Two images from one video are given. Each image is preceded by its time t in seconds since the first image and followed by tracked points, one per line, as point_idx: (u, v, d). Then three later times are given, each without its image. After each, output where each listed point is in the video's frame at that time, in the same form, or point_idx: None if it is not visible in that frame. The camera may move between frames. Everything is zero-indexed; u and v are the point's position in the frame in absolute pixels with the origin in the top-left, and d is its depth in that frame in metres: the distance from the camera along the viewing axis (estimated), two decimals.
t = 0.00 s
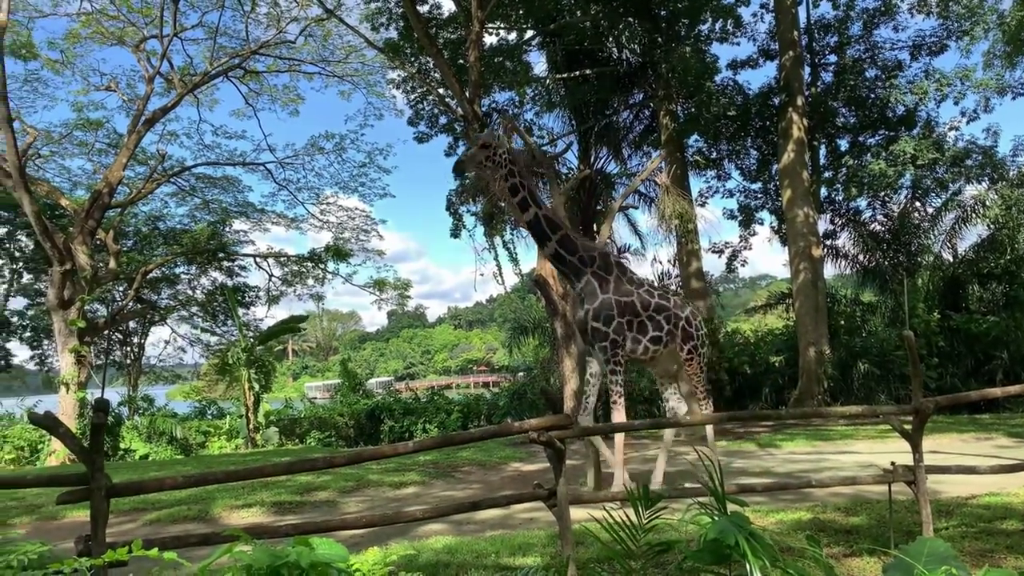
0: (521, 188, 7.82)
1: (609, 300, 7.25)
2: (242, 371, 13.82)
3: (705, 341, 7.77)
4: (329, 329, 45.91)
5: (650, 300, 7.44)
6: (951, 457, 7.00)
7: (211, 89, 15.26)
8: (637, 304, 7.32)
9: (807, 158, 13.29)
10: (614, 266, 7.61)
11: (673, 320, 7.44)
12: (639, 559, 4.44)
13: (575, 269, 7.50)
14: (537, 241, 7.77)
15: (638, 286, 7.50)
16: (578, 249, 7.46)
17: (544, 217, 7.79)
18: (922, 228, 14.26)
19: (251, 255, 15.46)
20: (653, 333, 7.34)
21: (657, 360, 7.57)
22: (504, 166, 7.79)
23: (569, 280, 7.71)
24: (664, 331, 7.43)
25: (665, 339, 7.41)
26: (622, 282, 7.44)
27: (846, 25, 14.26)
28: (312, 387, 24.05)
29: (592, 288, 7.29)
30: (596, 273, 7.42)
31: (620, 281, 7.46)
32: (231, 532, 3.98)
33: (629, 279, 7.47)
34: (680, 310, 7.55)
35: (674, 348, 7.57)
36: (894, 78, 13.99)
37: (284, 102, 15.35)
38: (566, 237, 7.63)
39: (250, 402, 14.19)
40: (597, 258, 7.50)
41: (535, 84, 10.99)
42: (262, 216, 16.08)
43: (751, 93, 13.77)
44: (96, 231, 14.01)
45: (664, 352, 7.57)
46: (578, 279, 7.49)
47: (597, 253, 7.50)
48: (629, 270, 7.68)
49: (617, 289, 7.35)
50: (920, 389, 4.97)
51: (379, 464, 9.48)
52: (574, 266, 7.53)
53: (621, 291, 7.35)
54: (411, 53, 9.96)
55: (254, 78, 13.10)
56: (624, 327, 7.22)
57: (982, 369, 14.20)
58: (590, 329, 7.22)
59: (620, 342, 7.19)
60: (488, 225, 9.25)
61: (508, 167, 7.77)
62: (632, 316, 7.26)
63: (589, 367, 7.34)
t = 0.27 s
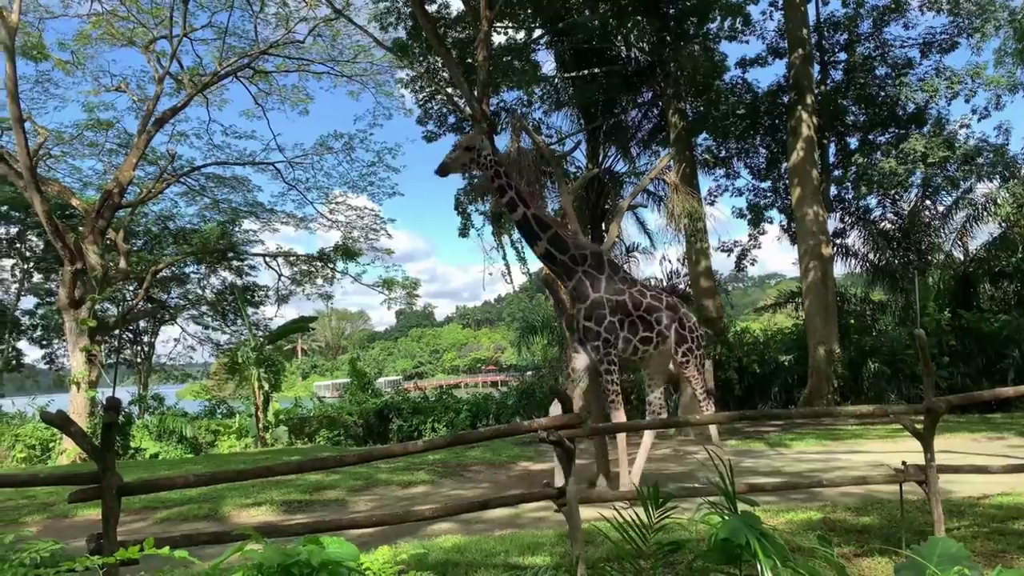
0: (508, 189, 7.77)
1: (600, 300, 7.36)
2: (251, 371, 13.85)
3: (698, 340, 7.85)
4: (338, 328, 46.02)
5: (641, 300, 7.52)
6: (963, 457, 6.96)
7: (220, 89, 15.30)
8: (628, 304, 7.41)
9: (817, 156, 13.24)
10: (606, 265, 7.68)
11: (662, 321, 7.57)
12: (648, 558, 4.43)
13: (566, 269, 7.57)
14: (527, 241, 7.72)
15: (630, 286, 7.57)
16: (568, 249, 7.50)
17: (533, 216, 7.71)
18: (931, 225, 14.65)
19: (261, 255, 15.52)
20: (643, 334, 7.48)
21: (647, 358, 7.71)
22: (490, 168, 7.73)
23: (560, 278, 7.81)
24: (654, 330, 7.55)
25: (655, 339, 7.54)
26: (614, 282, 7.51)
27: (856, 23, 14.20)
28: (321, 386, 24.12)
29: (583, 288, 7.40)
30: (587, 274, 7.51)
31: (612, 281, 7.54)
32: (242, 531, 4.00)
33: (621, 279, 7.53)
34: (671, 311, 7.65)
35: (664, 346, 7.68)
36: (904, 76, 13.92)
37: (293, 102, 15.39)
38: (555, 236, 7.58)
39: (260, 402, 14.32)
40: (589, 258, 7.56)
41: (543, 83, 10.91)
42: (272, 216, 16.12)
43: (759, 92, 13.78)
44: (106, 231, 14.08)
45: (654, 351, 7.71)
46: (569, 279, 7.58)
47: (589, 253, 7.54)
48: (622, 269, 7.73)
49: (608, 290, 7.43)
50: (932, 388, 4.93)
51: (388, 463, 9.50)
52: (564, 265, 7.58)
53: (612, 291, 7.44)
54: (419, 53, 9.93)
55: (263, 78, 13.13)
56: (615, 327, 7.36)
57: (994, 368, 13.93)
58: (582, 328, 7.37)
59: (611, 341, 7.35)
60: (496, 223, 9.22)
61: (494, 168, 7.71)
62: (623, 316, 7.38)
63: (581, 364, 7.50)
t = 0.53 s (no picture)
0: (491, 189, 7.55)
1: (582, 304, 6.90)
2: (263, 370, 13.98)
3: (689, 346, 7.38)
4: (349, 328, 46.17)
5: (626, 304, 7.07)
6: (978, 458, 6.90)
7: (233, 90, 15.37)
8: (612, 308, 6.96)
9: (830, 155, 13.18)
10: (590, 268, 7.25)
11: (649, 325, 7.10)
12: (661, 559, 4.42)
13: (547, 272, 7.20)
14: (508, 243, 7.50)
15: (614, 289, 7.11)
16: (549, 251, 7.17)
17: (515, 218, 7.50)
18: (946, 224, 14.56)
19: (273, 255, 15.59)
20: (628, 338, 7.01)
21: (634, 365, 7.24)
22: (475, 166, 7.54)
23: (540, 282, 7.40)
24: (639, 336, 7.08)
25: (641, 344, 7.09)
26: (598, 284, 7.05)
27: (869, 21, 14.11)
28: (333, 385, 24.20)
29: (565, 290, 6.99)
30: (569, 275, 7.11)
31: (595, 284, 7.09)
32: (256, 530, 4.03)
33: (605, 281, 7.07)
34: (658, 315, 7.21)
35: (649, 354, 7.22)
36: (917, 74, 13.83)
37: (304, 103, 15.45)
38: (537, 238, 7.33)
39: (272, 402, 14.46)
40: (571, 260, 7.18)
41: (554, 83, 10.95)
42: (283, 216, 16.18)
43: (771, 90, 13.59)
44: (119, 231, 14.17)
45: (640, 356, 7.27)
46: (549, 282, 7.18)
47: (571, 255, 7.19)
48: (606, 271, 7.33)
49: (591, 293, 6.99)
50: (948, 389, 4.88)
51: (400, 463, 9.51)
52: (544, 268, 7.23)
53: (596, 295, 6.99)
54: (430, 53, 9.95)
55: (275, 79, 13.18)
56: (600, 331, 6.84)
57: (1009, 369, 13.81)
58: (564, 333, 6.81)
59: (597, 346, 6.82)
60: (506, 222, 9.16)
61: (481, 166, 7.54)
62: (606, 320, 6.92)
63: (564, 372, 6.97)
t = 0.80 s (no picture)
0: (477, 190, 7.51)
1: (568, 307, 6.88)
2: (276, 369, 13.98)
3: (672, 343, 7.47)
4: (360, 327, 46.29)
5: (609, 304, 7.09)
6: (994, 459, 6.84)
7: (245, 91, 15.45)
8: (597, 309, 6.97)
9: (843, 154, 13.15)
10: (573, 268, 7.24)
11: (633, 324, 7.16)
12: (674, 559, 4.40)
13: (531, 275, 7.16)
14: (491, 244, 7.45)
15: (598, 289, 7.14)
16: (535, 254, 7.13)
17: (499, 219, 7.46)
18: (960, 224, 14.45)
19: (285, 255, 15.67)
20: (614, 339, 7.04)
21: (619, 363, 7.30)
22: (463, 165, 7.50)
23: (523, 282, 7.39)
24: (622, 335, 7.12)
25: (626, 343, 7.14)
26: (583, 285, 7.05)
27: (883, 18, 14.01)
28: (344, 384, 24.27)
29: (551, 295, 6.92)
30: (554, 277, 7.07)
31: (579, 285, 7.07)
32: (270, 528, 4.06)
33: (589, 281, 7.09)
34: (641, 314, 7.26)
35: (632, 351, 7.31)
36: (932, 71, 13.72)
37: (316, 103, 15.51)
38: (521, 240, 7.28)
39: (284, 401, 14.56)
40: (555, 262, 7.16)
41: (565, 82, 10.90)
42: (296, 216, 16.24)
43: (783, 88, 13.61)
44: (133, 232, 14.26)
45: (625, 354, 7.33)
46: (533, 284, 7.14)
47: (555, 257, 7.16)
48: (589, 271, 7.34)
49: (576, 295, 6.97)
50: (963, 389, 4.83)
51: (411, 462, 9.53)
52: (529, 270, 7.19)
53: (581, 296, 6.98)
54: (441, 53, 9.97)
55: (287, 79, 13.24)
56: (587, 333, 6.85)
57: None
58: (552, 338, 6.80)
59: (585, 348, 6.84)
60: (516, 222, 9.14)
61: (470, 166, 7.51)
62: (593, 321, 6.92)
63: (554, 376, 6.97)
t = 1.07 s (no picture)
0: (465, 192, 7.72)
1: (558, 305, 6.89)
2: (293, 369, 14.11)
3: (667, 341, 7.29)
4: (376, 327, 46.43)
5: (603, 303, 7.02)
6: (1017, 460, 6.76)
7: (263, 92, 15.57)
8: (589, 307, 6.92)
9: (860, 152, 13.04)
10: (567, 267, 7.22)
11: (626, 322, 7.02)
12: (693, 559, 4.37)
13: (523, 274, 7.19)
14: (482, 244, 7.55)
15: (591, 286, 7.08)
16: (525, 252, 7.18)
17: (489, 219, 7.58)
18: (981, 222, 14.20)
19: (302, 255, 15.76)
20: (606, 337, 6.95)
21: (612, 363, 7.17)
22: (449, 167, 7.72)
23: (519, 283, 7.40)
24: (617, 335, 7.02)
25: (619, 342, 7.01)
26: (575, 284, 7.01)
27: (902, 15, 13.89)
28: (360, 383, 24.35)
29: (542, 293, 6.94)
30: (545, 276, 7.10)
31: (571, 283, 7.05)
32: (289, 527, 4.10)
33: (582, 279, 7.07)
34: (635, 311, 7.14)
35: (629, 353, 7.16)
36: (951, 68, 13.59)
37: (332, 104, 15.59)
38: (512, 239, 7.35)
39: (302, 400, 14.65)
40: (547, 261, 7.16)
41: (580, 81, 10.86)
42: (312, 217, 16.32)
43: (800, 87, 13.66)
44: (152, 232, 14.38)
45: (621, 356, 7.20)
46: (527, 284, 7.16)
47: (546, 255, 7.17)
48: (583, 269, 7.27)
49: (567, 293, 6.94)
50: (985, 389, 4.76)
51: (428, 461, 9.55)
52: (521, 269, 7.21)
53: (573, 294, 6.94)
54: (455, 53, 9.97)
55: (303, 81, 13.30)
56: (576, 331, 6.84)
57: None
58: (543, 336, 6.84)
59: (575, 348, 6.81)
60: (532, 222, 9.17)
61: (455, 168, 7.74)
62: (584, 320, 6.88)
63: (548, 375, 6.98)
